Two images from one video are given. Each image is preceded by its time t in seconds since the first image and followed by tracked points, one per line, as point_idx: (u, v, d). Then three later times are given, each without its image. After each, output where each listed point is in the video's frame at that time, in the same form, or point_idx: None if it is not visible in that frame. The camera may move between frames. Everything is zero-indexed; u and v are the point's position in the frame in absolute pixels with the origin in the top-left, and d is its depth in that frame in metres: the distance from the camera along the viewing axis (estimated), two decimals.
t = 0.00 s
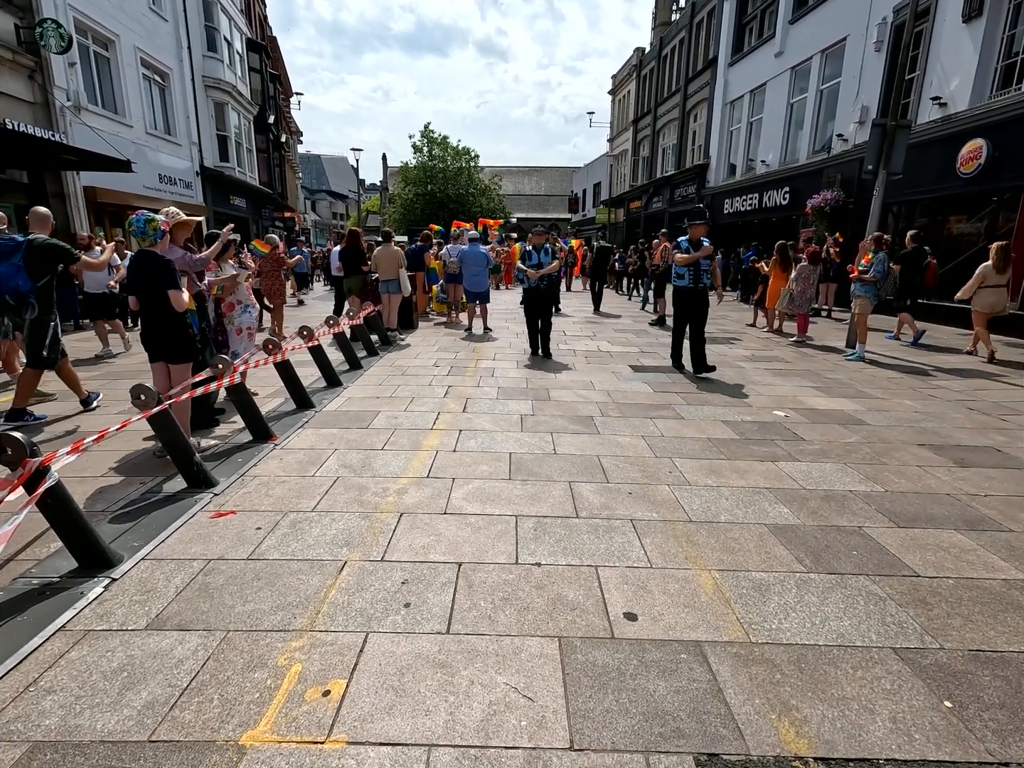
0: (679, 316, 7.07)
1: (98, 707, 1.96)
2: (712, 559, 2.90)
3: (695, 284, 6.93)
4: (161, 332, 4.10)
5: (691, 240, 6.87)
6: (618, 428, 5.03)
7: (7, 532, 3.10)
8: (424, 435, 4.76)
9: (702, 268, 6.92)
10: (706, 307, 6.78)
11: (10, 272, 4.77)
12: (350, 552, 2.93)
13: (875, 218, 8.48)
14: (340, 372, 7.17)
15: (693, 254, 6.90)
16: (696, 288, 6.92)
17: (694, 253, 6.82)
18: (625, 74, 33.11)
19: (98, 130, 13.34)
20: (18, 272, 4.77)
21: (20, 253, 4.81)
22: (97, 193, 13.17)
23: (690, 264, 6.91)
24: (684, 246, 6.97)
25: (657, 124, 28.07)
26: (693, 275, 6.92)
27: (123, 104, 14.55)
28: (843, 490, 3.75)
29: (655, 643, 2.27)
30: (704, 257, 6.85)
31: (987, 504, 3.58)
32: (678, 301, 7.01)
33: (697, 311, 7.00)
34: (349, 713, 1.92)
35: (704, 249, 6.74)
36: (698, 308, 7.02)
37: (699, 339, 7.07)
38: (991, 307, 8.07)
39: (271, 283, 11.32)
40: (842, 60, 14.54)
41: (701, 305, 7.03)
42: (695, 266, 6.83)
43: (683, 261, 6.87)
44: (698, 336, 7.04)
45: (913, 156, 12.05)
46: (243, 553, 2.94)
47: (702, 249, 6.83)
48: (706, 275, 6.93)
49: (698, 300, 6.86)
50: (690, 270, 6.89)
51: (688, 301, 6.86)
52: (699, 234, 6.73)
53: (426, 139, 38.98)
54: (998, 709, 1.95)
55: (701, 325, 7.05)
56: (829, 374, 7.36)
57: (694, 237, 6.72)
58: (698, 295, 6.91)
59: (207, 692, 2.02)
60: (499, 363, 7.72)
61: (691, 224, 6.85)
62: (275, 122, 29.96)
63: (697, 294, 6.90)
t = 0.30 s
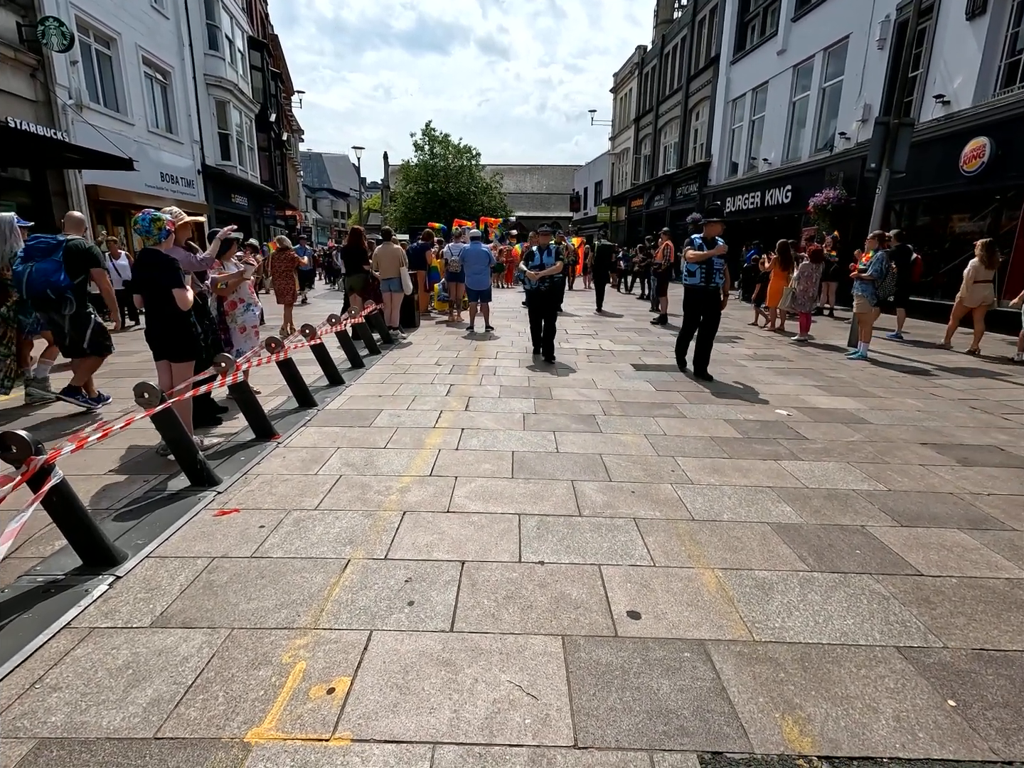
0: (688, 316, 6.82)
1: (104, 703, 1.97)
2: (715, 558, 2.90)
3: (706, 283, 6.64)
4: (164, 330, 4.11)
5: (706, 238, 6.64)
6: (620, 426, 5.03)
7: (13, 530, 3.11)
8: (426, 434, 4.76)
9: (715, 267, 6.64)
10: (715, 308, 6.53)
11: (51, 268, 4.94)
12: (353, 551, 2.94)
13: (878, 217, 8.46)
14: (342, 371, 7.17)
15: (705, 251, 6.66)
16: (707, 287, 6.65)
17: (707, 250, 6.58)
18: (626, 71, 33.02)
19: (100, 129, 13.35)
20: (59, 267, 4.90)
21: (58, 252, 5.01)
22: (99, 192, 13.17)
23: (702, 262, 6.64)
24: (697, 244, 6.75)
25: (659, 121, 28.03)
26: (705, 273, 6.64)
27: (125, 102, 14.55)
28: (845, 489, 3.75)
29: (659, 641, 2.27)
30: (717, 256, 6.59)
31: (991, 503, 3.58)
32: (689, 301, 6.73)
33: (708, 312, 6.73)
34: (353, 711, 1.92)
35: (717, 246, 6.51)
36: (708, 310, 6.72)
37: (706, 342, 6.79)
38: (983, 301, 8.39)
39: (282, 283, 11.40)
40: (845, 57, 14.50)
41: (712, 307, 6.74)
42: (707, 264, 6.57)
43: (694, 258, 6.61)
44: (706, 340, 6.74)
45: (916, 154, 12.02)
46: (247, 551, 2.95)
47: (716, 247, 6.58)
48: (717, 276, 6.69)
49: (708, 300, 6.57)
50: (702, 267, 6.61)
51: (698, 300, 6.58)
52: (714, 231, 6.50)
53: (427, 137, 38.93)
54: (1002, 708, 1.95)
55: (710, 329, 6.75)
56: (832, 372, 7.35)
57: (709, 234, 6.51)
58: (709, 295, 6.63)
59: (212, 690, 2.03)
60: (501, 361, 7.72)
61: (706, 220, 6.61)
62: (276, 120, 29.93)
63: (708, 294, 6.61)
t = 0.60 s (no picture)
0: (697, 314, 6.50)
1: (104, 701, 1.97)
2: (715, 556, 2.90)
3: (716, 281, 6.35)
4: (163, 328, 4.11)
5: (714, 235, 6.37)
6: (620, 424, 5.03)
7: (14, 527, 3.11)
8: (426, 431, 4.77)
9: (724, 265, 6.37)
10: (723, 307, 6.31)
11: (81, 260, 5.05)
12: (353, 548, 2.94)
13: (879, 214, 8.44)
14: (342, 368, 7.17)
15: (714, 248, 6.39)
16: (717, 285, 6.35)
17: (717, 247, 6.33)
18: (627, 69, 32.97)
19: (99, 126, 13.33)
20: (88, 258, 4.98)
21: (88, 247, 5.16)
22: (98, 189, 13.15)
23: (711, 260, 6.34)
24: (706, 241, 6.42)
25: (659, 119, 27.99)
26: (715, 270, 6.47)
27: (124, 99, 14.52)
28: (845, 486, 3.75)
29: (657, 638, 2.27)
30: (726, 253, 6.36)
31: (991, 501, 3.58)
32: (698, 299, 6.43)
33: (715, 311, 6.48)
34: (353, 708, 1.92)
35: (727, 242, 6.29)
36: (713, 309, 6.52)
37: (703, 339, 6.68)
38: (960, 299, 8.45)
39: (289, 279, 11.39)
40: (846, 54, 14.47)
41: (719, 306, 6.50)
42: (718, 261, 6.31)
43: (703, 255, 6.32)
44: (704, 338, 6.63)
45: (917, 151, 12.01)
46: (247, 548, 2.95)
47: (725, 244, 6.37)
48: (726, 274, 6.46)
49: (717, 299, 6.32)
50: (712, 264, 6.33)
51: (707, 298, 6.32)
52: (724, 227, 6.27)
53: (427, 135, 38.87)
54: (1000, 704, 1.95)
55: (712, 329, 6.56)
56: (832, 371, 7.35)
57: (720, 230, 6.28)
58: (718, 294, 6.37)
59: (212, 687, 2.03)
60: (500, 359, 7.72)
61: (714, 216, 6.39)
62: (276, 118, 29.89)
63: (717, 292, 6.37)
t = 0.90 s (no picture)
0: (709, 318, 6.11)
1: (107, 696, 1.98)
2: (717, 553, 2.90)
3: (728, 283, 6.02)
4: (164, 324, 4.11)
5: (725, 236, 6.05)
6: (622, 421, 5.03)
7: (19, 522, 3.13)
8: (428, 428, 4.77)
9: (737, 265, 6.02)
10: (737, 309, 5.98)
11: (112, 257, 5.39)
12: (355, 545, 2.95)
13: (882, 210, 8.40)
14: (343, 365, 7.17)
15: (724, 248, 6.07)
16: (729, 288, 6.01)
17: (727, 247, 5.96)
18: (629, 64, 32.84)
19: (100, 122, 13.32)
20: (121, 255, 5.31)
21: (118, 246, 5.50)
22: (100, 185, 13.15)
23: (723, 261, 6.01)
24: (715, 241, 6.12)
25: (661, 114, 27.90)
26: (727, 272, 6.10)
27: (125, 95, 14.49)
28: (847, 484, 3.75)
29: (659, 635, 2.28)
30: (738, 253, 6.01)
31: (993, 498, 3.58)
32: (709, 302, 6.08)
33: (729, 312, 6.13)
34: (356, 704, 1.93)
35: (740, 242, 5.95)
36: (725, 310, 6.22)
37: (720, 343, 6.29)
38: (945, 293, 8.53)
39: (298, 275, 11.44)
40: (849, 49, 14.39)
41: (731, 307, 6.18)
42: (729, 262, 5.94)
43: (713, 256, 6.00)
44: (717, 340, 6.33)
45: (921, 147, 11.96)
46: (250, 544, 2.95)
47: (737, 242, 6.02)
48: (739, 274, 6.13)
49: (731, 302, 5.99)
50: (724, 266, 5.99)
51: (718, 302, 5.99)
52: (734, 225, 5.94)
53: (428, 131, 38.74)
54: (1002, 702, 1.96)
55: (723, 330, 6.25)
56: (834, 367, 7.33)
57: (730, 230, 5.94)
58: (731, 296, 6.05)
59: (215, 682, 2.04)
60: (501, 356, 7.72)
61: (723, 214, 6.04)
62: (277, 114, 29.83)
63: (730, 295, 6.02)
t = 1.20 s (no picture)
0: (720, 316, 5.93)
1: (109, 691, 1.99)
2: (718, 550, 2.90)
3: (741, 278, 5.79)
4: (167, 321, 4.12)
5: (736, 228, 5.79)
6: (623, 418, 5.03)
7: (22, 518, 3.14)
8: (429, 425, 4.77)
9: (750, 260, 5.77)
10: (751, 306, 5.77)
11: (129, 251, 5.32)
12: (356, 541, 2.95)
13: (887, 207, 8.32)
14: (346, 362, 7.18)
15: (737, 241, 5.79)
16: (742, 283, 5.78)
17: (738, 241, 5.75)
18: (632, 60, 32.71)
19: (103, 118, 13.32)
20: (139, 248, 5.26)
21: (135, 241, 5.47)
22: (103, 182, 13.17)
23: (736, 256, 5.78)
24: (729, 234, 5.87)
25: (665, 110, 27.79)
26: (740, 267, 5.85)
27: (128, 91, 14.50)
28: (849, 481, 3.74)
29: (659, 632, 2.28)
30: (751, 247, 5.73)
31: (996, 497, 3.56)
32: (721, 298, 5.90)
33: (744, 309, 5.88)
34: (356, 700, 1.94)
35: (751, 235, 5.69)
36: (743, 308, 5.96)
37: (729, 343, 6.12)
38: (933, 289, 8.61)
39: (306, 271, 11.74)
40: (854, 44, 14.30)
41: (748, 303, 5.92)
42: (741, 256, 5.73)
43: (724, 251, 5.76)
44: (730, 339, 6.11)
45: (926, 143, 11.88)
46: (251, 541, 2.96)
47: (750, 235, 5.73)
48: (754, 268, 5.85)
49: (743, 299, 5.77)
50: (736, 261, 5.76)
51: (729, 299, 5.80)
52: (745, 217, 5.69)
53: (431, 127, 38.66)
54: (1003, 701, 1.95)
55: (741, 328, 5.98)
56: (837, 365, 7.31)
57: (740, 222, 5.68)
58: (744, 292, 5.82)
59: (216, 678, 2.05)
60: (504, 353, 7.71)
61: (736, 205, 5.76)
62: (280, 110, 29.82)
63: (743, 291, 5.81)
